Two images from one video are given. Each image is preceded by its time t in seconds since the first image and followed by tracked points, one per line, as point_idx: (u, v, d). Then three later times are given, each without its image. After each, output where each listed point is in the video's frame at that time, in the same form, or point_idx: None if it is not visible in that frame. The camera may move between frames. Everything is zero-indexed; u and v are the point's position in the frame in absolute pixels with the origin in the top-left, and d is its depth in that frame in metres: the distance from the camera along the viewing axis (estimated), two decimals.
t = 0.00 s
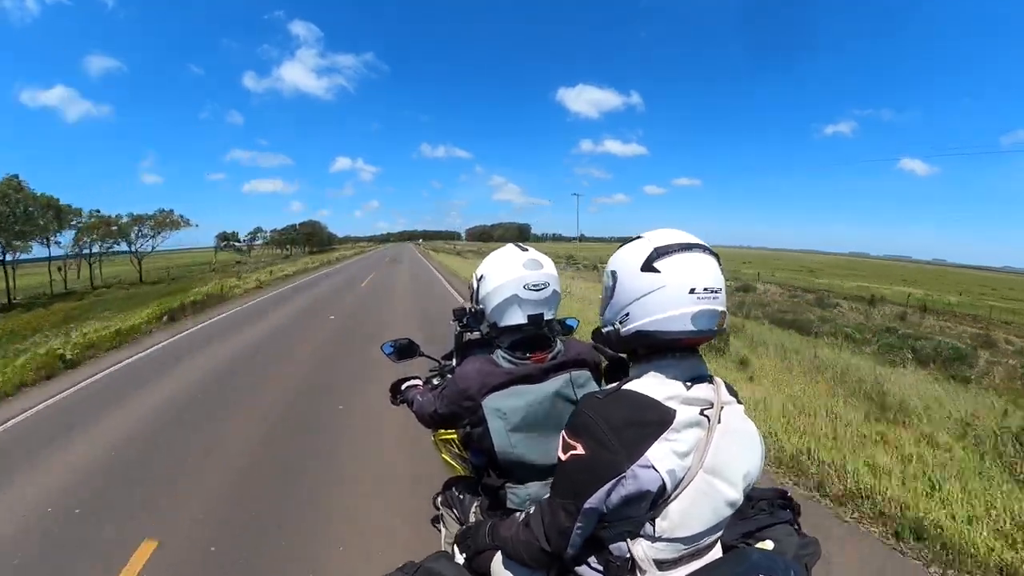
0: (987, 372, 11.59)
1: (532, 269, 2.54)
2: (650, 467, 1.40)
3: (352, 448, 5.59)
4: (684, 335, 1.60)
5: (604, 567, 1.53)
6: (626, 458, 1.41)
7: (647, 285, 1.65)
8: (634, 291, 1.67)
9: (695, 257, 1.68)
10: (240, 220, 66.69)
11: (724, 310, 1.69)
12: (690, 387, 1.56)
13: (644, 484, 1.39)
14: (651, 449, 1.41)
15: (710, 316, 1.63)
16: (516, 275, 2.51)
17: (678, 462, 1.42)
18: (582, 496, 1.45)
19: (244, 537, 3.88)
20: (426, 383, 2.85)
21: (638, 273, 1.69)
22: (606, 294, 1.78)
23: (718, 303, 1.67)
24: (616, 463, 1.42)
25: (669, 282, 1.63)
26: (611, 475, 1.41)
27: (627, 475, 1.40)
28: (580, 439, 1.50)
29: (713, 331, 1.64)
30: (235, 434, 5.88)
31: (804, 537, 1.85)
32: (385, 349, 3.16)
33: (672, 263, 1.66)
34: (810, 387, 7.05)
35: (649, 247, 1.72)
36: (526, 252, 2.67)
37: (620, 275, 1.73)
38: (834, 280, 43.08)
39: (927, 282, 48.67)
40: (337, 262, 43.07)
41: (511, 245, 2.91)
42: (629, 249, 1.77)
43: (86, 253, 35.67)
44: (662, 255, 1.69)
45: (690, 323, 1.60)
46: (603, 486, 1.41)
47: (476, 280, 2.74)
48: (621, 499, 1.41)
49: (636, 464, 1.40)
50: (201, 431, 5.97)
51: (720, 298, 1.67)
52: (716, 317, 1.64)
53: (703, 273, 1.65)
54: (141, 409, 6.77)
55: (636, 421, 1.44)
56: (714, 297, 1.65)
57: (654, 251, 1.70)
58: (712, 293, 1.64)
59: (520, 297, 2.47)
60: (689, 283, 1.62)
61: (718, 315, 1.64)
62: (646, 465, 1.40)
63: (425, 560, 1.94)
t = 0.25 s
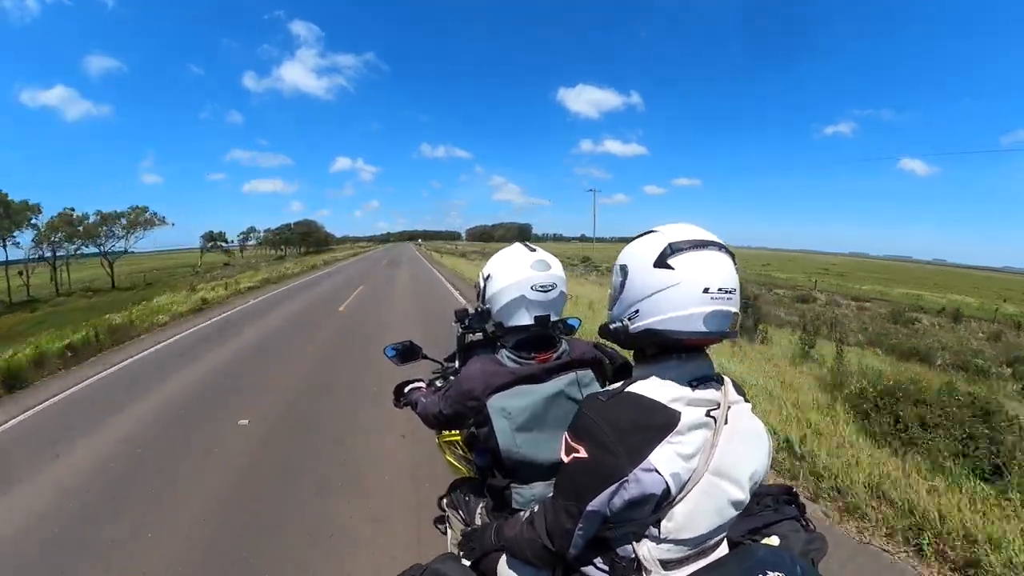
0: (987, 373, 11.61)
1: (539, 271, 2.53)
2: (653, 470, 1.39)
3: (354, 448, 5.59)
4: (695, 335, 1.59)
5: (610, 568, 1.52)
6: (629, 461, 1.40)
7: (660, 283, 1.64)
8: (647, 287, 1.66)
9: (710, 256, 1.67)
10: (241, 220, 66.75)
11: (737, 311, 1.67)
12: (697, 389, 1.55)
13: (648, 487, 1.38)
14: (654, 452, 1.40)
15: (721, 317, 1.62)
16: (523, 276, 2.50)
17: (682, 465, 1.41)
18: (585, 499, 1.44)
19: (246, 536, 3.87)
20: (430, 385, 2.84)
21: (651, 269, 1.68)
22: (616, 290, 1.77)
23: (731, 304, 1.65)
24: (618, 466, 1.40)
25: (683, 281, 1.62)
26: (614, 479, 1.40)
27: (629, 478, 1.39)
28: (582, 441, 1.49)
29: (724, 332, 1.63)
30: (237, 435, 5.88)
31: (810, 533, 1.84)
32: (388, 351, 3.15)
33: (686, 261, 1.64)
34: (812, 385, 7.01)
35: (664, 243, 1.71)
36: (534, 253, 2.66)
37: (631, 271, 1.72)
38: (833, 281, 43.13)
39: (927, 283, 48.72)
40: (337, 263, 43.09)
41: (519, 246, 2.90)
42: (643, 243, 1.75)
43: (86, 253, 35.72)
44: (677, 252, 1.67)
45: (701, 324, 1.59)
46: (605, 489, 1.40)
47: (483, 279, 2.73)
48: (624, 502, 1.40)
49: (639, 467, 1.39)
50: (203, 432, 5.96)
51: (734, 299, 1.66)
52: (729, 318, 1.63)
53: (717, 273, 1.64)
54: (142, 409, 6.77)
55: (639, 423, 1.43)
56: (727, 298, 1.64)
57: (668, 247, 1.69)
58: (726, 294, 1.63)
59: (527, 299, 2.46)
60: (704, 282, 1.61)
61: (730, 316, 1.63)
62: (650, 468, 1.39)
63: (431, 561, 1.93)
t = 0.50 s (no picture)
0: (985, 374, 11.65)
1: (541, 268, 2.53)
2: (654, 471, 1.38)
3: (354, 448, 5.59)
4: (688, 319, 1.58)
5: (611, 566, 1.52)
6: (630, 462, 1.40)
7: (650, 270, 1.65)
8: (637, 276, 1.67)
9: (700, 243, 1.68)
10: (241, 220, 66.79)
11: (734, 296, 1.65)
12: (698, 387, 1.54)
13: (649, 488, 1.38)
14: (655, 452, 1.40)
15: (715, 300, 1.60)
16: (525, 274, 2.50)
17: (684, 465, 1.41)
18: (586, 500, 1.44)
19: (246, 537, 3.87)
20: (430, 383, 2.84)
21: (641, 258, 1.70)
22: (612, 285, 1.79)
23: (726, 289, 1.64)
24: (619, 466, 1.40)
25: (672, 266, 1.62)
26: (615, 480, 1.40)
27: (630, 479, 1.39)
28: (582, 442, 1.49)
29: (720, 318, 1.61)
30: (237, 435, 5.88)
31: (812, 529, 1.84)
32: (388, 349, 3.15)
33: (675, 247, 1.66)
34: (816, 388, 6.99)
35: (654, 234, 1.75)
36: (535, 250, 2.66)
37: (624, 263, 1.74)
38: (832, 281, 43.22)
39: (925, 283, 48.81)
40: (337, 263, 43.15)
41: (519, 244, 2.90)
42: (635, 240, 1.78)
43: (86, 254, 35.70)
44: (666, 241, 1.70)
45: (694, 306, 1.58)
46: (606, 489, 1.40)
47: (484, 277, 2.73)
48: (625, 502, 1.40)
49: (640, 469, 1.39)
50: (204, 432, 5.96)
51: (729, 283, 1.64)
52: (723, 301, 1.61)
53: (708, 257, 1.64)
54: (142, 409, 6.76)
55: (639, 424, 1.43)
56: (721, 282, 1.62)
57: (657, 237, 1.72)
58: (718, 276, 1.62)
59: (528, 296, 2.46)
60: (694, 265, 1.61)
61: (725, 300, 1.61)
62: (651, 469, 1.38)
63: (433, 560, 1.92)
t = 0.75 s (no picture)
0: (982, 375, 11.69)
1: (537, 264, 2.55)
2: (649, 466, 1.39)
3: (353, 448, 5.60)
4: (668, 310, 1.59)
5: (608, 563, 1.53)
6: (624, 458, 1.41)
7: (628, 269, 1.68)
8: (618, 275, 1.70)
9: (677, 239, 1.71)
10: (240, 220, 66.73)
11: (712, 287, 1.67)
12: (690, 383, 1.55)
13: (645, 483, 1.39)
14: (650, 448, 1.41)
15: (694, 291, 1.61)
16: (522, 269, 2.51)
17: (678, 460, 1.42)
18: (582, 496, 1.45)
19: (246, 537, 3.89)
20: (429, 381, 2.84)
21: (621, 259, 1.73)
22: (599, 286, 1.81)
23: (705, 280, 1.65)
24: (614, 462, 1.41)
25: (649, 262, 1.65)
26: (611, 475, 1.41)
27: (626, 475, 1.40)
28: (577, 439, 1.50)
29: (702, 309, 1.62)
30: (237, 435, 5.89)
31: (807, 528, 1.85)
32: (387, 347, 3.15)
33: (653, 245, 1.69)
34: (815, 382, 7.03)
35: (632, 237, 1.79)
36: (532, 247, 2.68)
37: (608, 266, 1.77)
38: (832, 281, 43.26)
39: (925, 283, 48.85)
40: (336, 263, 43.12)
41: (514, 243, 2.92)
42: (617, 244, 1.82)
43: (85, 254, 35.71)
44: (644, 241, 1.73)
45: (673, 298, 1.60)
46: (601, 485, 1.41)
47: (481, 274, 2.74)
48: (621, 498, 1.40)
49: (635, 464, 1.40)
50: (204, 432, 5.98)
51: (706, 275, 1.66)
52: (703, 292, 1.63)
53: (685, 252, 1.67)
54: (142, 409, 6.77)
55: (633, 420, 1.44)
56: (698, 273, 1.64)
57: (636, 238, 1.76)
58: (695, 269, 1.64)
59: (526, 291, 2.47)
60: (671, 259, 1.64)
61: (705, 290, 1.63)
62: (646, 464, 1.39)
63: (431, 558, 1.93)
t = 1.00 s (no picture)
0: (983, 375, 11.67)
1: (539, 267, 2.54)
2: (650, 466, 1.38)
3: (354, 448, 5.59)
4: (666, 310, 1.58)
5: (610, 565, 1.51)
6: (625, 458, 1.40)
7: (625, 270, 1.67)
8: (615, 276, 1.69)
9: (673, 241, 1.71)
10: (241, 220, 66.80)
11: (708, 288, 1.66)
12: (688, 382, 1.53)
13: (646, 483, 1.38)
14: (650, 448, 1.40)
15: (690, 292, 1.60)
16: (524, 273, 2.51)
17: (679, 459, 1.41)
18: (583, 498, 1.44)
19: (247, 537, 3.89)
20: (430, 383, 2.84)
21: (619, 260, 1.72)
22: (597, 288, 1.80)
23: (700, 281, 1.64)
24: (615, 462, 1.40)
25: (645, 264, 1.64)
26: (612, 476, 1.40)
27: (627, 475, 1.39)
28: (578, 440, 1.49)
29: (699, 309, 1.60)
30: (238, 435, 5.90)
31: (811, 529, 1.84)
32: (388, 349, 3.15)
33: (650, 247, 1.68)
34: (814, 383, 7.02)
35: (630, 238, 1.78)
36: (533, 250, 2.67)
37: (606, 267, 1.76)
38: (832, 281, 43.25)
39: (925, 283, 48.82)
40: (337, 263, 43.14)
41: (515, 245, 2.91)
42: (614, 248, 1.82)
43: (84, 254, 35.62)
44: (641, 242, 1.73)
45: (670, 299, 1.59)
46: (602, 487, 1.40)
47: (483, 277, 2.72)
48: (623, 499, 1.39)
49: (635, 463, 1.39)
50: (205, 432, 5.98)
51: (702, 276, 1.65)
52: (699, 293, 1.61)
53: (681, 253, 1.66)
54: (143, 409, 6.77)
55: (633, 421, 1.43)
56: (694, 274, 1.63)
57: (634, 239, 1.76)
58: (691, 270, 1.63)
59: (528, 294, 2.47)
60: (666, 260, 1.63)
61: (701, 291, 1.62)
62: (646, 464, 1.38)
63: (432, 561, 1.92)
